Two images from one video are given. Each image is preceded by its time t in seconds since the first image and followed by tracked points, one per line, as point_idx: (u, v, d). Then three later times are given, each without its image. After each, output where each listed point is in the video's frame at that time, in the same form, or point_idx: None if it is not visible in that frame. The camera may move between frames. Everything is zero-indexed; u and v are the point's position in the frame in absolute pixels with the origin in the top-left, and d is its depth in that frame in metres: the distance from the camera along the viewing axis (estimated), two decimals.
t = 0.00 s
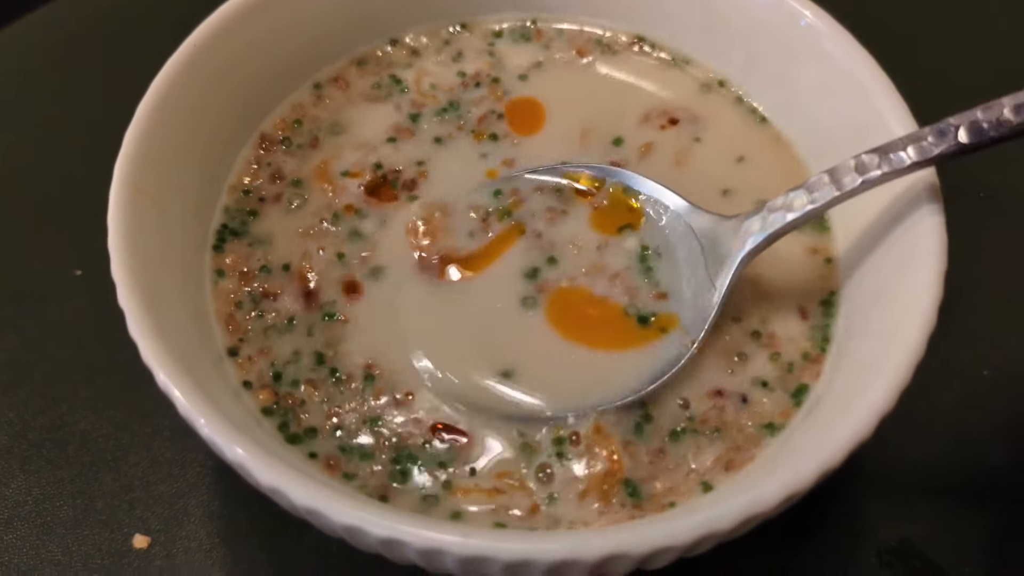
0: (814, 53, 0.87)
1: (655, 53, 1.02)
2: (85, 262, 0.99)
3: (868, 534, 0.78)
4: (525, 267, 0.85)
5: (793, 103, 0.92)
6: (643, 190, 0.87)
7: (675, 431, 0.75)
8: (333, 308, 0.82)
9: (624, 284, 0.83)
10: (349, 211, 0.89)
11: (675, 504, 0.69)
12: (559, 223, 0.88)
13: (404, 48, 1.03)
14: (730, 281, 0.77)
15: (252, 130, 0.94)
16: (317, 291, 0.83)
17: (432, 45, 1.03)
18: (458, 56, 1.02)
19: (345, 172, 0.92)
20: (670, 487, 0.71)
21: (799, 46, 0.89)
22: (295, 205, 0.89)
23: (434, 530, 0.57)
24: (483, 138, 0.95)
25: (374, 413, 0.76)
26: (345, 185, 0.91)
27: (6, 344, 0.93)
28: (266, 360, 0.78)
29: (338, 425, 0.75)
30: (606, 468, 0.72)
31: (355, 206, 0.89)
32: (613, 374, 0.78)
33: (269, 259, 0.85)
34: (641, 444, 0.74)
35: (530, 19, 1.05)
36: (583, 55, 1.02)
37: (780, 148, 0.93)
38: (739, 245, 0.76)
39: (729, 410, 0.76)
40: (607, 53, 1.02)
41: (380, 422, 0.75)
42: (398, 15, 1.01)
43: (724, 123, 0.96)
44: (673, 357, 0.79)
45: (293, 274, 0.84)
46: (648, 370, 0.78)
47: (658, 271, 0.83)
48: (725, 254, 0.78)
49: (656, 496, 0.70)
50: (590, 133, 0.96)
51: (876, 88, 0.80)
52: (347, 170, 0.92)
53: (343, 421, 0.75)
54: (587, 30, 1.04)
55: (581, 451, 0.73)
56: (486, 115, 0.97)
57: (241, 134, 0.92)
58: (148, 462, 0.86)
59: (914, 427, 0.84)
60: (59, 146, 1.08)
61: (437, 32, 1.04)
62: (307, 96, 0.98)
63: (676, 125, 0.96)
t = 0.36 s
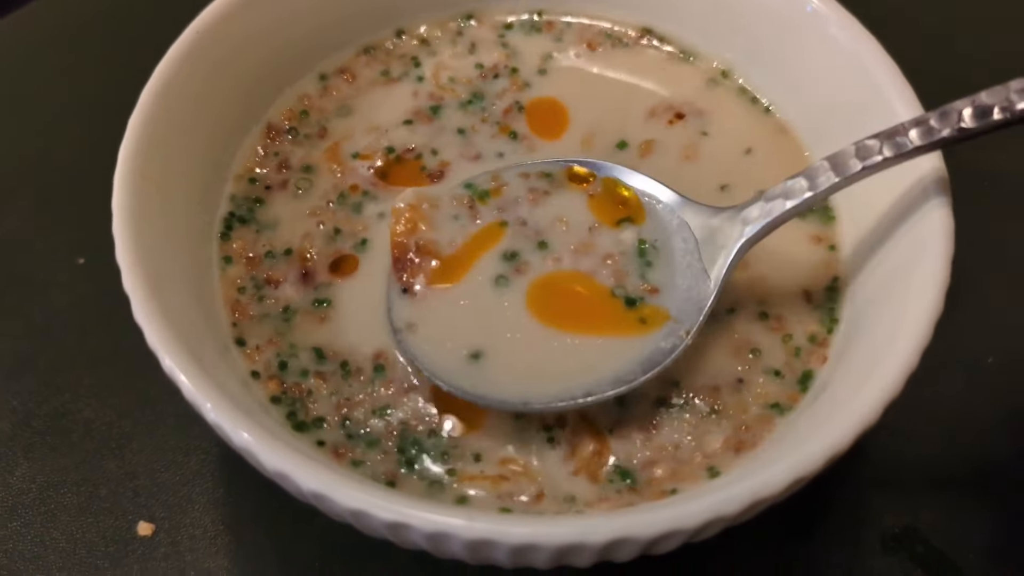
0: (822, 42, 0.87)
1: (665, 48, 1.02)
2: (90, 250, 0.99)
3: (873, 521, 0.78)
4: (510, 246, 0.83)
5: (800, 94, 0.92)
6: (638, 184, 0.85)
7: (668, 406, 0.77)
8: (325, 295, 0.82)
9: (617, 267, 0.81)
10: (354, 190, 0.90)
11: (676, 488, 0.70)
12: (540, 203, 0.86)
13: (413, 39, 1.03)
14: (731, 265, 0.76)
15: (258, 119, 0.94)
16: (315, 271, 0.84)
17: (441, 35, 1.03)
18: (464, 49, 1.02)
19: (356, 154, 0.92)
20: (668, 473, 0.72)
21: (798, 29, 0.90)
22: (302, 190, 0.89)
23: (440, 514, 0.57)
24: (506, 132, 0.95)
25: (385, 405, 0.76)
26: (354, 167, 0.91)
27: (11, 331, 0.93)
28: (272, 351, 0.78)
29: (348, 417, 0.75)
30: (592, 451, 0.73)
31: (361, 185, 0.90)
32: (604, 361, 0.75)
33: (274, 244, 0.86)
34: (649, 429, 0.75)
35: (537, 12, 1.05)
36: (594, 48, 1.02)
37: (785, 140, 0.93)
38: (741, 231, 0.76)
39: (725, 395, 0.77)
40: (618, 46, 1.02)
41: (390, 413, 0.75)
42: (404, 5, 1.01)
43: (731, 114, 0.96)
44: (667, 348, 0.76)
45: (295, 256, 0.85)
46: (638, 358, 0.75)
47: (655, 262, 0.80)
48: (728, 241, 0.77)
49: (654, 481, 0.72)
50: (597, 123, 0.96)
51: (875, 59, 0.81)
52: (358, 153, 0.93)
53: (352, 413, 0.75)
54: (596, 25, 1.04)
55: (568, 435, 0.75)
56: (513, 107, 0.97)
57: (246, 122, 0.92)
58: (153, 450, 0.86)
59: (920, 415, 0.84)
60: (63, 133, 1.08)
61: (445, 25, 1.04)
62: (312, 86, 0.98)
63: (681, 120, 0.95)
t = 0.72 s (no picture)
0: (820, 38, 0.88)
1: (665, 46, 1.02)
2: (92, 246, 1.00)
3: (870, 515, 0.78)
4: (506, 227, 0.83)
5: (799, 90, 0.92)
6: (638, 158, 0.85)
7: (659, 398, 0.77)
8: (333, 288, 0.83)
9: (617, 246, 0.81)
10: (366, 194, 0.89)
11: (673, 484, 0.71)
12: (539, 180, 0.87)
13: (413, 37, 1.03)
14: (730, 243, 0.76)
15: (256, 116, 0.94)
16: (316, 267, 0.84)
17: (442, 33, 1.04)
18: (465, 47, 1.03)
19: (359, 147, 0.93)
20: (666, 467, 0.73)
21: (792, 24, 0.91)
22: (302, 185, 0.90)
23: (437, 510, 0.58)
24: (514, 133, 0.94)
25: (395, 399, 0.77)
26: (357, 162, 0.92)
27: (13, 327, 0.94)
28: (273, 348, 0.79)
29: (353, 414, 0.75)
30: (590, 438, 0.74)
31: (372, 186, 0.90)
32: (605, 339, 0.75)
33: (275, 238, 0.86)
34: (642, 424, 0.76)
35: (537, 9, 1.05)
36: (595, 47, 1.03)
37: (785, 137, 0.94)
38: (742, 206, 0.76)
39: (718, 391, 0.78)
40: (619, 44, 1.03)
41: (401, 407, 0.76)
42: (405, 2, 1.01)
43: (730, 113, 0.97)
44: (666, 327, 0.76)
45: (297, 250, 0.85)
46: (638, 337, 0.75)
47: (656, 240, 0.81)
48: (728, 216, 0.77)
49: (651, 475, 0.72)
50: (597, 120, 0.96)
51: (870, 49, 0.82)
52: (362, 146, 0.93)
53: (358, 410, 0.76)
54: (596, 22, 1.04)
55: (563, 426, 0.75)
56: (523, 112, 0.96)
57: (246, 118, 0.92)
58: (155, 445, 0.86)
59: (915, 410, 0.85)
60: (65, 130, 1.08)
61: (445, 23, 1.04)
62: (312, 83, 0.99)
63: (684, 119, 0.96)
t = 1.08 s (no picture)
0: (811, 37, 0.87)
1: (654, 46, 1.00)
2: (73, 253, 0.98)
3: (864, 523, 0.77)
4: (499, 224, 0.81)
5: (789, 90, 0.91)
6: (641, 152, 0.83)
7: (647, 404, 0.76)
8: (323, 296, 0.82)
9: (620, 239, 0.79)
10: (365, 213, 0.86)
11: (660, 497, 0.70)
12: (537, 173, 0.85)
13: (396, 36, 1.01)
14: (741, 243, 0.72)
15: (235, 120, 0.93)
16: (302, 276, 0.83)
17: (426, 33, 1.02)
18: (452, 48, 1.01)
19: (342, 154, 0.91)
20: (654, 479, 0.71)
21: (787, 24, 0.89)
22: (283, 191, 0.88)
23: (415, 529, 0.56)
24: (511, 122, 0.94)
25: (388, 406, 0.76)
26: (340, 169, 0.90)
27: None
28: (251, 359, 0.78)
29: (334, 426, 0.74)
30: (574, 447, 0.73)
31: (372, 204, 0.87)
32: (606, 348, 0.73)
33: (256, 246, 0.85)
34: (630, 435, 0.74)
35: (522, 7, 1.04)
36: (583, 46, 1.01)
37: (775, 139, 0.93)
38: (754, 205, 0.72)
39: (708, 400, 0.76)
40: (607, 43, 1.01)
41: (392, 415, 0.75)
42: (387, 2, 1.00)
43: (720, 114, 0.95)
44: (671, 334, 0.73)
45: (283, 258, 0.84)
46: (641, 345, 0.72)
47: (662, 236, 0.79)
48: (737, 214, 0.73)
49: (638, 488, 0.71)
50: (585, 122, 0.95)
51: (867, 59, 0.80)
52: (344, 152, 0.91)
53: (340, 422, 0.74)
54: (584, 21, 1.03)
55: (545, 436, 0.74)
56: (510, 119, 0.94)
57: (224, 122, 0.91)
58: (136, 455, 0.84)
59: (907, 418, 0.83)
60: (46, 134, 1.07)
61: (428, 22, 1.03)
62: (293, 85, 0.97)
63: (676, 120, 0.94)
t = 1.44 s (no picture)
0: (795, 43, 0.86)
1: (640, 54, 1.00)
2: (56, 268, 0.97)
3: (858, 535, 0.76)
4: (480, 217, 0.79)
5: (775, 97, 0.90)
6: (635, 133, 0.82)
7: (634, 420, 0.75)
8: (306, 312, 0.81)
9: (613, 230, 0.77)
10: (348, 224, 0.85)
11: (649, 514, 0.69)
12: (520, 158, 0.84)
13: (380, 47, 1.01)
14: (745, 231, 0.70)
15: (215, 134, 0.92)
16: (284, 293, 0.82)
17: (410, 43, 1.01)
18: (436, 57, 1.00)
19: (325, 167, 0.90)
20: (644, 496, 0.70)
21: (773, 31, 0.88)
22: (264, 206, 0.87)
23: (393, 553, 0.56)
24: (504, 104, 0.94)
25: (370, 422, 0.75)
26: (322, 183, 0.89)
27: None
28: (231, 377, 0.77)
29: (314, 445, 0.73)
30: (559, 466, 0.72)
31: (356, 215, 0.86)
32: (601, 351, 0.71)
33: (237, 262, 0.84)
34: (622, 452, 0.73)
35: (506, 16, 1.03)
36: (568, 55, 1.00)
37: (762, 148, 0.92)
38: (760, 189, 0.69)
39: (697, 414, 0.75)
40: (592, 51, 1.00)
41: (372, 432, 0.74)
42: (369, 13, 0.99)
43: (707, 123, 0.94)
44: (668, 332, 0.71)
45: (266, 275, 0.83)
46: (637, 345, 0.71)
47: (659, 226, 0.77)
48: (742, 200, 0.71)
49: (628, 505, 0.70)
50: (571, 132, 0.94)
51: (857, 71, 0.80)
52: (328, 166, 0.90)
53: (320, 441, 0.73)
54: (569, 29, 1.02)
55: (529, 455, 0.73)
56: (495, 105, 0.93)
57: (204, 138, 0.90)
58: (122, 474, 0.83)
59: (899, 428, 0.82)
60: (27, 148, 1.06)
61: (411, 32, 1.02)
62: (275, 97, 0.96)
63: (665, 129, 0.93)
